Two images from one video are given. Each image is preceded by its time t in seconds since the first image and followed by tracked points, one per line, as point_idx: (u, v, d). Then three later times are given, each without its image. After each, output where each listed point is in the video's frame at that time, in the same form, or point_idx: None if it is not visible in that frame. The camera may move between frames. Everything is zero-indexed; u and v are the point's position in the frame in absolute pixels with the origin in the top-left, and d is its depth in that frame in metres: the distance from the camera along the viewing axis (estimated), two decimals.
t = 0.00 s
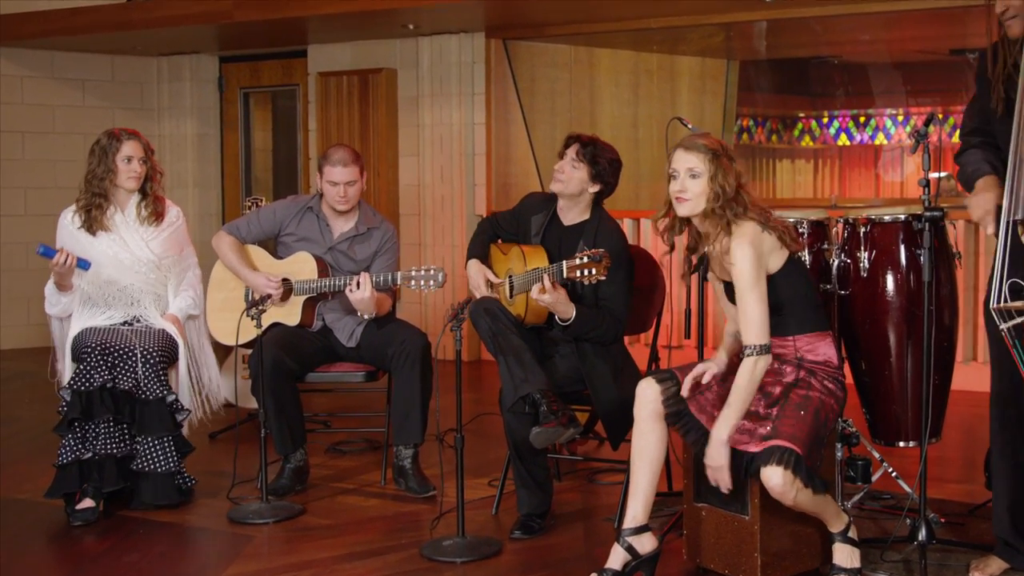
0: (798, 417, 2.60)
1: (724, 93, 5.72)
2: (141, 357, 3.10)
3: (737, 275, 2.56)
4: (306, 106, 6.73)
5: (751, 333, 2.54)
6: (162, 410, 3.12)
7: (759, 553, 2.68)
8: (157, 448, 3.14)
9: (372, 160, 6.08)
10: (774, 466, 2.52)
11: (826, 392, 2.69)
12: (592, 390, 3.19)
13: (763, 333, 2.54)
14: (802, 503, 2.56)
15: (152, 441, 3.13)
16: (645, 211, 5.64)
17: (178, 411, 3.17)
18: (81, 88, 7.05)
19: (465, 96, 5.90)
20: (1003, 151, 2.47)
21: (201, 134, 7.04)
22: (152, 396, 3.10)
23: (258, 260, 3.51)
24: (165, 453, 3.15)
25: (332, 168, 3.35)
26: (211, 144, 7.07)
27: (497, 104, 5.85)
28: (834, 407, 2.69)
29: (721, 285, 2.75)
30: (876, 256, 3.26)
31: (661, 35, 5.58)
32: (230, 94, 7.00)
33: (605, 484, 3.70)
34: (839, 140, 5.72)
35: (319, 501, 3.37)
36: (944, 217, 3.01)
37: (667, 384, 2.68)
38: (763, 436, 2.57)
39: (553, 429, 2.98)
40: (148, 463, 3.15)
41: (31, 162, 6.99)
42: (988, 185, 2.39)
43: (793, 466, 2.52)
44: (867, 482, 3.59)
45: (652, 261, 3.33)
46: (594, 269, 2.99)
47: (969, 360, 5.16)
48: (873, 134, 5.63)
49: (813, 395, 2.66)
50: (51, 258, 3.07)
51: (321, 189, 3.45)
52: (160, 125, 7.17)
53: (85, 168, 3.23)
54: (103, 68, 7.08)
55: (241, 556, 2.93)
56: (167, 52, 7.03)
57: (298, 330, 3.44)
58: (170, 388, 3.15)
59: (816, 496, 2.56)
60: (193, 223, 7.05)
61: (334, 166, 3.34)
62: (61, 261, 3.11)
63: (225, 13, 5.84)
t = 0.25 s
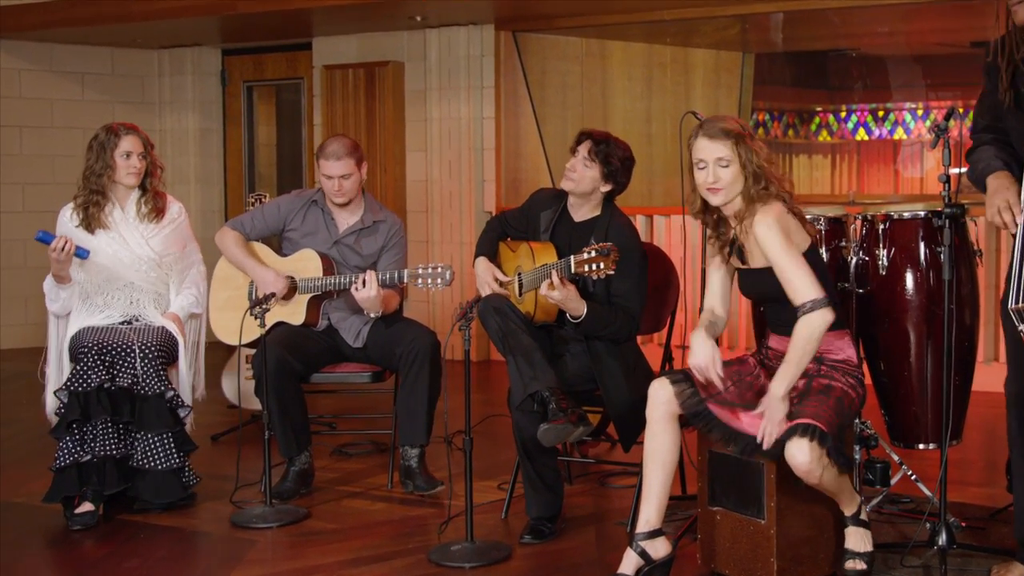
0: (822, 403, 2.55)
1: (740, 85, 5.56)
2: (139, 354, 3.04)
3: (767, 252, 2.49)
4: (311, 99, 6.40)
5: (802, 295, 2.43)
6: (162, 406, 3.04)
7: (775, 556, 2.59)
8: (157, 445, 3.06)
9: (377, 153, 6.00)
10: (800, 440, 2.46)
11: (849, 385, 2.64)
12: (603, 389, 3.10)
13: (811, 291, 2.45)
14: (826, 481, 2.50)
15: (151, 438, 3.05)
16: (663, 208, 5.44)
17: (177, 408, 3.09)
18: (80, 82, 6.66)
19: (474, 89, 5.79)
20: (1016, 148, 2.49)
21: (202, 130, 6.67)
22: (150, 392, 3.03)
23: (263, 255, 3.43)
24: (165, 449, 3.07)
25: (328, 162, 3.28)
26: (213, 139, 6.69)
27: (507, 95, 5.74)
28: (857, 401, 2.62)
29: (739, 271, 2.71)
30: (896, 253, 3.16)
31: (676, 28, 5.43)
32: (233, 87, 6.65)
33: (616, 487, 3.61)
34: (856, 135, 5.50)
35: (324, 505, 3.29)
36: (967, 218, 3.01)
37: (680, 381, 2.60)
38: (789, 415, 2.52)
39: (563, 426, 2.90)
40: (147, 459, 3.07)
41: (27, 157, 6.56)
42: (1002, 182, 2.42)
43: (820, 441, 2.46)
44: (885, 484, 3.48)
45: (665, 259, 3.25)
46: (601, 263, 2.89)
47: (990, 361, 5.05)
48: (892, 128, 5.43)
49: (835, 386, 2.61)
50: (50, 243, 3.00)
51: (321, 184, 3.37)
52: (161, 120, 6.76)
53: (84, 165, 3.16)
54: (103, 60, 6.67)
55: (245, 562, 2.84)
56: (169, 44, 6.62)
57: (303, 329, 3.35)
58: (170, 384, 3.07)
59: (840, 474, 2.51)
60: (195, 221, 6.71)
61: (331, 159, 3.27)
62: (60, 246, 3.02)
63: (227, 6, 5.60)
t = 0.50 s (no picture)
0: (836, 417, 2.50)
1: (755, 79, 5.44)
2: (140, 357, 2.96)
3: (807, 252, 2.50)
4: (316, 95, 6.31)
5: (853, 291, 2.45)
6: (162, 413, 2.98)
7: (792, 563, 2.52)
8: (156, 453, 2.99)
9: (384, 150, 5.88)
10: (809, 467, 2.40)
11: (863, 396, 2.59)
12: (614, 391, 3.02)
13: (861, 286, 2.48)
14: (836, 508, 2.44)
15: (151, 446, 2.98)
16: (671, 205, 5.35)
17: (177, 416, 3.02)
18: (79, 76, 6.51)
19: (483, 83, 5.67)
20: None
21: (205, 125, 6.57)
22: (149, 399, 2.96)
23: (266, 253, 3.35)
24: (164, 458, 2.99)
25: (326, 161, 3.22)
26: (216, 134, 6.59)
27: (516, 88, 5.55)
28: (873, 410, 2.58)
29: (752, 280, 2.67)
30: (915, 251, 3.06)
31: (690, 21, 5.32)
32: (236, 80, 6.51)
33: (628, 490, 3.52)
34: (874, 129, 5.57)
35: (329, 508, 3.21)
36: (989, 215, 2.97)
37: (694, 385, 2.58)
38: (802, 433, 2.47)
39: (575, 431, 2.80)
40: (145, 469, 2.99)
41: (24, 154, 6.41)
42: None
43: (830, 469, 2.40)
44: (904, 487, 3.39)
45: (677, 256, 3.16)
46: (612, 259, 2.84)
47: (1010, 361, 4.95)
48: (910, 123, 5.48)
49: (851, 396, 2.56)
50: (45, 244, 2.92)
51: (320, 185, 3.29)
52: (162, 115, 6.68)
53: (86, 160, 3.09)
54: (104, 54, 6.55)
55: (248, 567, 2.76)
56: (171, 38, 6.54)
57: (308, 329, 3.28)
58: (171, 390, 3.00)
59: (851, 501, 2.45)
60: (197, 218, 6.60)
61: (331, 157, 3.21)
62: (55, 245, 2.93)
63: None
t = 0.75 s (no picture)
0: (853, 406, 2.40)
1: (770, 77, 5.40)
2: (142, 353, 2.90)
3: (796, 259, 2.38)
4: (321, 87, 6.12)
5: (818, 317, 2.34)
6: (165, 408, 2.90)
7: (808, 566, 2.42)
8: (159, 450, 2.92)
9: (391, 143, 5.68)
10: (826, 447, 2.32)
11: (883, 386, 2.47)
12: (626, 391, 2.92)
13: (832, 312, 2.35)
14: (854, 491, 2.35)
15: (153, 442, 2.91)
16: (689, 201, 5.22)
17: (181, 411, 2.94)
18: (79, 69, 6.39)
19: (491, 76, 5.53)
20: None
21: (207, 119, 6.42)
22: (153, 393, 2.88)
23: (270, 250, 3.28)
24: (166, 455, 2.93)
25: (338, 152, 3.15)
26: (218, 129, 6.44)
27: (525, 81, 5.48)
28: (891, 406, 2.47)
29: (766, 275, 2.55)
30: (933, 249, 2.96)
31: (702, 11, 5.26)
32: (238, 74, 6.39)
33: (641, 493, 3.44)
34: (892, 124, 5.30)
35: (334, 512, 3.14)
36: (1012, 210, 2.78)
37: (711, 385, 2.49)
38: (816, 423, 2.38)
39: (587, 425, 2.72)
40: (145, 463, 2.92)
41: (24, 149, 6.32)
42: None
43: (847, 449, 2.32)
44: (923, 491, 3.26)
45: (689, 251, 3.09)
46: (625, 247, 2.73)
47: None
48: (930, 118, 5.22)
49: (869, 387, 2.45)
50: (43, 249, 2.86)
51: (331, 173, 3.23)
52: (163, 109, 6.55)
53: (83, 154, 3.02)
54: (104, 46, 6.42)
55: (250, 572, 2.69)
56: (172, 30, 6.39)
57: (313, 329, 3.20)
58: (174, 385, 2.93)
59: (868, 487, 2.37)
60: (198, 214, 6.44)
61: (343, 147, 3.14)
62: (54, 251, 2.88)
63: None
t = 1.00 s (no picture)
0: (870, 425, 2.32)
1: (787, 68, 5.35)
2: (144, 359, 2.82)
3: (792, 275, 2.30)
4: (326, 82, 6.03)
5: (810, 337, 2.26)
6: (168, 417, 2.84)
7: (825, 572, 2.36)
8: (162, 458, 2.85)
9: (397, 137, 5.56)
10: (844, 478, 2.25)
11: (899, 396, 2.39)
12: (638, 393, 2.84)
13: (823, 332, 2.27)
14: (874, 517, 2.28)
15: (156, 450, 2.85)
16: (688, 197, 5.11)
17: (183, 416, 2.87)
18: (77, 62, 6.25)
19: (500, 71, 5.38)
20: None
21: (208, 114, 6.29)
22: (154, 401, 2.82)
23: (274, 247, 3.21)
24: (170, 462, 2.86)
25: (346, 153, 3.07)
26: (221, 124, 6.34)
27: (535, 77, 5.34)
28: (907, 413, 2.39)
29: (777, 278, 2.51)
30: (952, 247, 2.88)
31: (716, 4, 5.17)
32: (241, 67, 6.28)
33: (653, 497, 3.36)
34: (911, 118, 5.27)
35: (340, 516, 3.07)
36: None
37: (724, 385, 2.41)
38: (832, 444, 2.30)
39: (598, 430, 2.66)
40: (153, 475, 2.86)
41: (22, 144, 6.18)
42: None
43: (866, 480, 2.25)
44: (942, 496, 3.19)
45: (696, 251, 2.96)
46: (634, 243, 2.65)
47: None
48: (949, 112, 5.20)
49: (885, 400, 2.36)
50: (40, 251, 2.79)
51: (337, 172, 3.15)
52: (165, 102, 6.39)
53: (77, 150, 2.96)
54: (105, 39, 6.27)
55: None
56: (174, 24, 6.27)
57: (319, 329, 3.14)
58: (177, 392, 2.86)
59: (889, 511, 2.29)
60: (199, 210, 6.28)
61: (352, 147, 3.06)
62: (52, 255, 2.83)
63: None
